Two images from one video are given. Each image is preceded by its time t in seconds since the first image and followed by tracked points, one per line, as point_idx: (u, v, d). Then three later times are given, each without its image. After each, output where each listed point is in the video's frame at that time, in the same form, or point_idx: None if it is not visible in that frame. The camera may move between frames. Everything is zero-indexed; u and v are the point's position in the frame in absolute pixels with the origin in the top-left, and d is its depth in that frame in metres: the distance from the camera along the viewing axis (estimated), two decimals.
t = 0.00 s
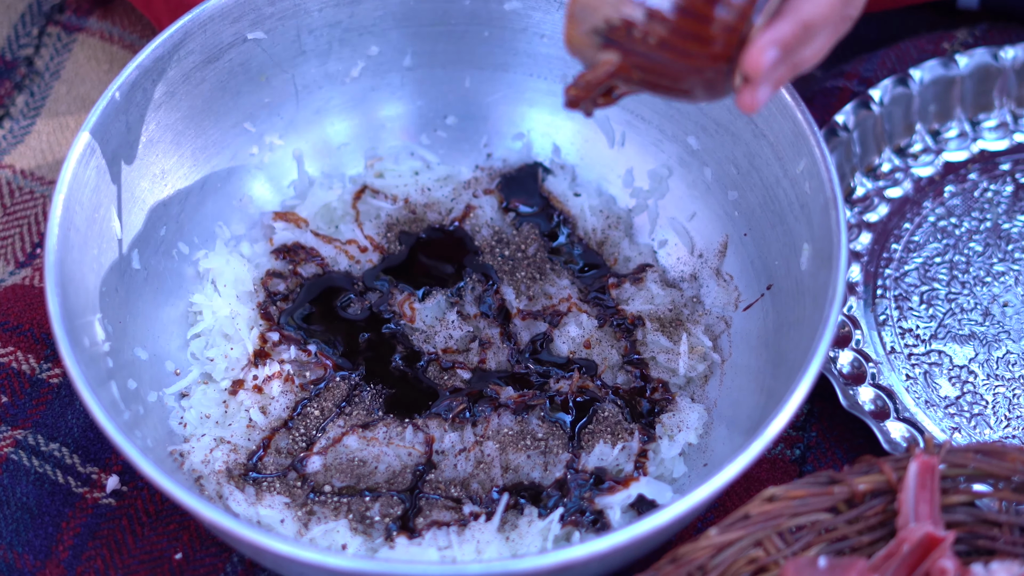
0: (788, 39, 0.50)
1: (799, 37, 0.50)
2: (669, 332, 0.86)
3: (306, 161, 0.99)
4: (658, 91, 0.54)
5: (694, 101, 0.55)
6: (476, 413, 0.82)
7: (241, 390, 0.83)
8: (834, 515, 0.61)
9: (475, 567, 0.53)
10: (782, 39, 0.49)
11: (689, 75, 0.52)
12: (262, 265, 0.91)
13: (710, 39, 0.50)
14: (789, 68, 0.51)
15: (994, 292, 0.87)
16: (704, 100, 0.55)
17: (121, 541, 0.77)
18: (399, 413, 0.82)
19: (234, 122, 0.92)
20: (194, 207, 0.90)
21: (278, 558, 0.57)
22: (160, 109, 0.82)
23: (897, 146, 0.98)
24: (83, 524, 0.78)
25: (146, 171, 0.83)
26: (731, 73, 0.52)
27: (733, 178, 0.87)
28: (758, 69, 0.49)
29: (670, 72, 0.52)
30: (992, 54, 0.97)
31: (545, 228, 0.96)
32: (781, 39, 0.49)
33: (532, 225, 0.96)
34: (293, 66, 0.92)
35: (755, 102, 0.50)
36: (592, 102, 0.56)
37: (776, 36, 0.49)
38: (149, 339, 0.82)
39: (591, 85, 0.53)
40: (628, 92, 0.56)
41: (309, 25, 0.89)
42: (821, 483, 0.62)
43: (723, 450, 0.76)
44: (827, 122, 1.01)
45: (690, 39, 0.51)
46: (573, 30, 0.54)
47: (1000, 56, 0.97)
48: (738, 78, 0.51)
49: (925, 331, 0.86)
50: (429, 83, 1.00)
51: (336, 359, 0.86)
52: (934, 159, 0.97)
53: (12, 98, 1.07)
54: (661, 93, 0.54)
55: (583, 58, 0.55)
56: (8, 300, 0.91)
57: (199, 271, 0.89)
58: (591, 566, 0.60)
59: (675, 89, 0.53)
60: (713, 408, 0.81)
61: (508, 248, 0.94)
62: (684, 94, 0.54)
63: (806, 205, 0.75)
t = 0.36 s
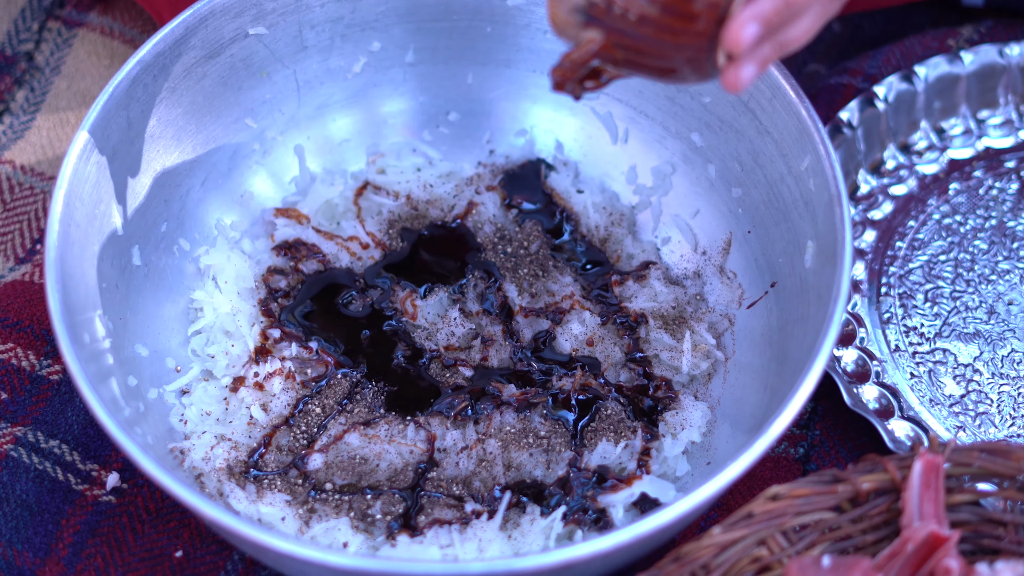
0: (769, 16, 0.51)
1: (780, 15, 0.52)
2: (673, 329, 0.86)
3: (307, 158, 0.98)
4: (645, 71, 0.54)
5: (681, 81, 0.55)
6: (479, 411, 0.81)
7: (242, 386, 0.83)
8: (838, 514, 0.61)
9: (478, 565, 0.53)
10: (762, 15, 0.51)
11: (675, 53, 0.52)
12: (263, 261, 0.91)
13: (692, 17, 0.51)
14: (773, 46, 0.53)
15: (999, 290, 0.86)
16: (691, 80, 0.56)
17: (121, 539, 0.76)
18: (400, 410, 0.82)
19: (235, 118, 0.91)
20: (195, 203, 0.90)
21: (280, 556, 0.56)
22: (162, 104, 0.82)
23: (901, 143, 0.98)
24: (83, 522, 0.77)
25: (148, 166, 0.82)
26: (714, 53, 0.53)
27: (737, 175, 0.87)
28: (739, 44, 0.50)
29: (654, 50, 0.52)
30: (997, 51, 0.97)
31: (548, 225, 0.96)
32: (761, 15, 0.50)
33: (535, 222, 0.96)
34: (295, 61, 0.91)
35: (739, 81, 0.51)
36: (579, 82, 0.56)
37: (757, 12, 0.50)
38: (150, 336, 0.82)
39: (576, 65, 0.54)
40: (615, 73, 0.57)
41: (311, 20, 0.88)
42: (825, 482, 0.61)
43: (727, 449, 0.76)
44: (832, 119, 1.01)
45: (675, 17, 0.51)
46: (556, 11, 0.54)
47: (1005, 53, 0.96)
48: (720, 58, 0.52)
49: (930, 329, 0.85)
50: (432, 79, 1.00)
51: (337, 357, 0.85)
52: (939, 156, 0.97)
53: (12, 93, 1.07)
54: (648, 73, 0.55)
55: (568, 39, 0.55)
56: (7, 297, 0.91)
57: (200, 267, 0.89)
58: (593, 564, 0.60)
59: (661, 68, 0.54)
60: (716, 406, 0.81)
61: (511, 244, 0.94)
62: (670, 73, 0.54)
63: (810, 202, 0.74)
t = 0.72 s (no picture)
0: (782, 9, 0.50)
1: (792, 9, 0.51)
2: (676, 327, 0.85)
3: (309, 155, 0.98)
4: (657, 78, 0.54)
5: (695, 86, 0.54)
6: (481, 409, 0.81)
7: (242, 384, 0.82)
8: (843, 512, 0.60)
9: (481, 564, 0.53)
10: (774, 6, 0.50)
11: (682, 54, 0.52)
12: (264, 258, 0.90)
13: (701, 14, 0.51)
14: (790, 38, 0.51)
15: (1004, 289, 0.86)
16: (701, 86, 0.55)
17: (121, 537, 0.76)
18: (402, 408, 0.82)
19: (236, 114, 0.90)
20: (195, 199, 0.89)
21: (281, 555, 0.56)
22: (164, 101, 0.82)
23: (906, 140, 0.97)
24: (83, 520, 0.77)
25: (148, 163, 0.82)
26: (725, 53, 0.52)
27: (740, 172, 0.86)
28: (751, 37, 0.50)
29: (666, 55, 0.52)
30: (1003, 49, 0.96)
31: (551, 222, 0.95)
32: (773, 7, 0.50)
33: (537, 219, 0.95)
34: (296, 58, 0.91)
35: (755, 73, 0.50)
36: (598, 94, 0.56)
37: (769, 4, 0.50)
38: (150, 334, 0.81)
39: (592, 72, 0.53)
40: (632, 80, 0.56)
41: (313, 16, 0.88)
42: (829, 481, 0.61)
43: (731, 447, 0.75)
44: (836, 116, 1.00)
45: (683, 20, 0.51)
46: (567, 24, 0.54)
47: (1010, 51, 0.96)
48: (734, 55, 0.52)
49: (934, 327, 0.85)
50: (434, 76, 0.99)
51: (339, 355, 0.85)
52: (944, 153, 0.96)
53: (12, 89, 1.06)
54: (661, 79, 0.54)
55: (581, 51, 0.55)
56: (7, 293, 0.90)
57: (200, 264, 0.89)
58: (596, 563, 0.59)
59: (673, 73, 0.53)
60: (720, 405, 0.80)
61: (513, 241, 0.93)
62: (683, 78, 0.53)
63: (815, 200, 0.74)
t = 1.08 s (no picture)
0: None
1: None
2: (676, 325, 0.85)
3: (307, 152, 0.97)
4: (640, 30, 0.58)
5: (675, 41, 0.59)
6: (480, 407, 0.81)
7: (240, 382, 0.82)
8: (844, 511, 0.60)
9: (479, 563, 0.52)
10: None
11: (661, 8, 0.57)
12: (262, 256, 0.90)
13: None
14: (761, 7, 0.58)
15: (1007, 286, 0.85)
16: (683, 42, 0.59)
17: (118, 536, 0.76)
18: (401, 406, 0.81)
19: (234, 111, 0.90)
20: (192, 196, 0.89)
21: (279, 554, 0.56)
22: (161, 97, 0.81)
23: (908, 137, 0.97)
24: (80, 519, 0.76)
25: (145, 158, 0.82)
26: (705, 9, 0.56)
27: (741, 169, 0.86)
28: None
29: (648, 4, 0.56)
30: (1005, 45, 0.96)
31: (551, 219, 0.95)
32: None
33: (537, 216, 0.95)
34: (295, 53, 0.91)
35: (734, 26, 0.55)
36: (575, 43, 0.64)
37: None
38: (148, 331, 0.81)
39: (570, 21, 0.61)
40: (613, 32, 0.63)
41: (311, 12, 0.87)
42: (829, 480, 0.61)
43: (731, 445, 0.75)
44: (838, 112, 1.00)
45: None
46: None
47: (1012, 47, 0.95)
48: (712, 13, 0.56)
49: (936, 325, 0.84)
50: (433, 72, 0.99)
51: (337, 353, 0.84)
52: (946, 150, 0.96)
53: (9, 85, 1.06)
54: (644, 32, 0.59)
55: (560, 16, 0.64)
56: (4, 291, 0.90)
57: (198, 261, 0.88)
58: (595, 562, 0.59)
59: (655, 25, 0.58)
60: (720, 402, 0.80)
61: (513, 239, 0.93)
62: (664, 32, 0.58)
63: (816, 197, 0.74)
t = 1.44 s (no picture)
0: (806, 36, 0.48)
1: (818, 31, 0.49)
2: (677, 324, 0.85)
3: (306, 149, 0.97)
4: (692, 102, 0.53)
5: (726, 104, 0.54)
6: (480, 406, 0.80)
7: (239, 381, 0.81)
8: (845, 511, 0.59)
9: (479, 563, 0.52)
10: (798, 38, 0.48)
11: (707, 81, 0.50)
12: (262, 254, 0.90)
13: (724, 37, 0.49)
14: (818, 50, 0.50)
15: (1009, 285, 0.85)
16: (731, 105, 0.53)
17: (116, 535, 0.75)
18: (401, 405, 0.81)
19: (233, 108, 0.90)
20: (191, 193, 0.88)
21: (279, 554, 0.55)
22: (161, 95, 0.81)
23: (910, 135, 0.96)
24: (78, 518, 0.76)
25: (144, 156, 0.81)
26: (752, 79, 0.50)
27: (742, 167, 0.85)
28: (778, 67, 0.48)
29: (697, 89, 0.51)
30: (1007, 42, 0.95)
31: (551, 218, 0.95)
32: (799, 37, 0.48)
33: (538, 214, 0.95)
34: (294, 50, 0.90)
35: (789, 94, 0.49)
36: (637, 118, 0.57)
37: (794, 36, 0.48)
38: (146, 330, 0.80)
39: (629, 108, 0.55)
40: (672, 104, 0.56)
41: (310, 9, 0.87)
42: (831, 479, 0.60)
43: (732, 444, 0.74)
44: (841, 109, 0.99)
45: (700, 47, 0.49)
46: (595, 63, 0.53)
47: (1015, 44, 0.95)
48: (763, 83, 0.50)
49: (938, 324, 0.84)
50: (433, 69, 0.98)
51: (337, 352, 0.84)
52: (948, 148, 0.96)
53: (7, 82, 1.05)
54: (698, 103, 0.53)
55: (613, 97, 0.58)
56: (2, 289, 0.90)
57: (197, 259, 0.88)
58: (596, 562, 0.58)
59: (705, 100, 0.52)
60: (721, 401, 0.80)
61: (513, 237, 0.93)
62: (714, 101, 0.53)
63: (818, 195, 0.73)
